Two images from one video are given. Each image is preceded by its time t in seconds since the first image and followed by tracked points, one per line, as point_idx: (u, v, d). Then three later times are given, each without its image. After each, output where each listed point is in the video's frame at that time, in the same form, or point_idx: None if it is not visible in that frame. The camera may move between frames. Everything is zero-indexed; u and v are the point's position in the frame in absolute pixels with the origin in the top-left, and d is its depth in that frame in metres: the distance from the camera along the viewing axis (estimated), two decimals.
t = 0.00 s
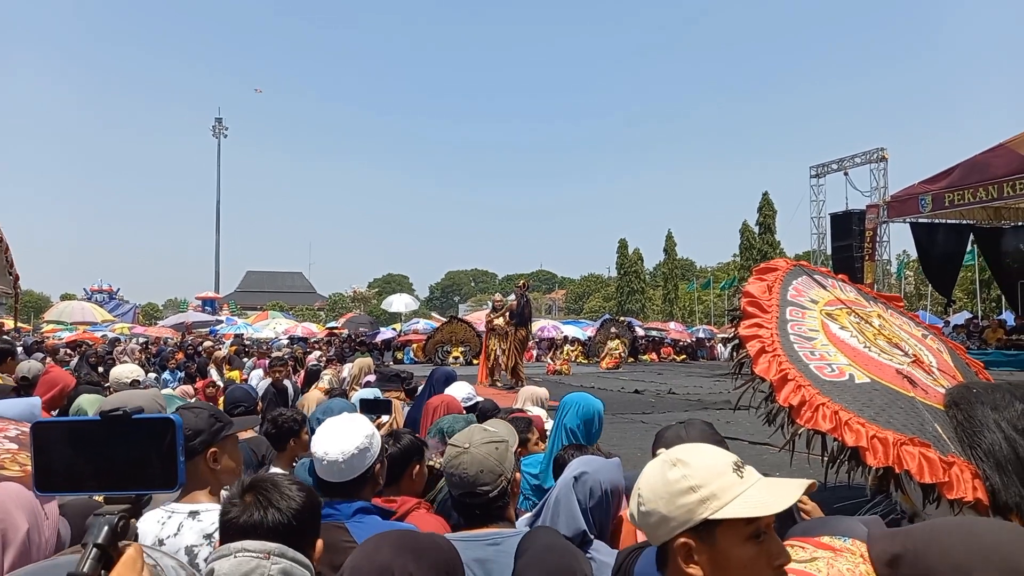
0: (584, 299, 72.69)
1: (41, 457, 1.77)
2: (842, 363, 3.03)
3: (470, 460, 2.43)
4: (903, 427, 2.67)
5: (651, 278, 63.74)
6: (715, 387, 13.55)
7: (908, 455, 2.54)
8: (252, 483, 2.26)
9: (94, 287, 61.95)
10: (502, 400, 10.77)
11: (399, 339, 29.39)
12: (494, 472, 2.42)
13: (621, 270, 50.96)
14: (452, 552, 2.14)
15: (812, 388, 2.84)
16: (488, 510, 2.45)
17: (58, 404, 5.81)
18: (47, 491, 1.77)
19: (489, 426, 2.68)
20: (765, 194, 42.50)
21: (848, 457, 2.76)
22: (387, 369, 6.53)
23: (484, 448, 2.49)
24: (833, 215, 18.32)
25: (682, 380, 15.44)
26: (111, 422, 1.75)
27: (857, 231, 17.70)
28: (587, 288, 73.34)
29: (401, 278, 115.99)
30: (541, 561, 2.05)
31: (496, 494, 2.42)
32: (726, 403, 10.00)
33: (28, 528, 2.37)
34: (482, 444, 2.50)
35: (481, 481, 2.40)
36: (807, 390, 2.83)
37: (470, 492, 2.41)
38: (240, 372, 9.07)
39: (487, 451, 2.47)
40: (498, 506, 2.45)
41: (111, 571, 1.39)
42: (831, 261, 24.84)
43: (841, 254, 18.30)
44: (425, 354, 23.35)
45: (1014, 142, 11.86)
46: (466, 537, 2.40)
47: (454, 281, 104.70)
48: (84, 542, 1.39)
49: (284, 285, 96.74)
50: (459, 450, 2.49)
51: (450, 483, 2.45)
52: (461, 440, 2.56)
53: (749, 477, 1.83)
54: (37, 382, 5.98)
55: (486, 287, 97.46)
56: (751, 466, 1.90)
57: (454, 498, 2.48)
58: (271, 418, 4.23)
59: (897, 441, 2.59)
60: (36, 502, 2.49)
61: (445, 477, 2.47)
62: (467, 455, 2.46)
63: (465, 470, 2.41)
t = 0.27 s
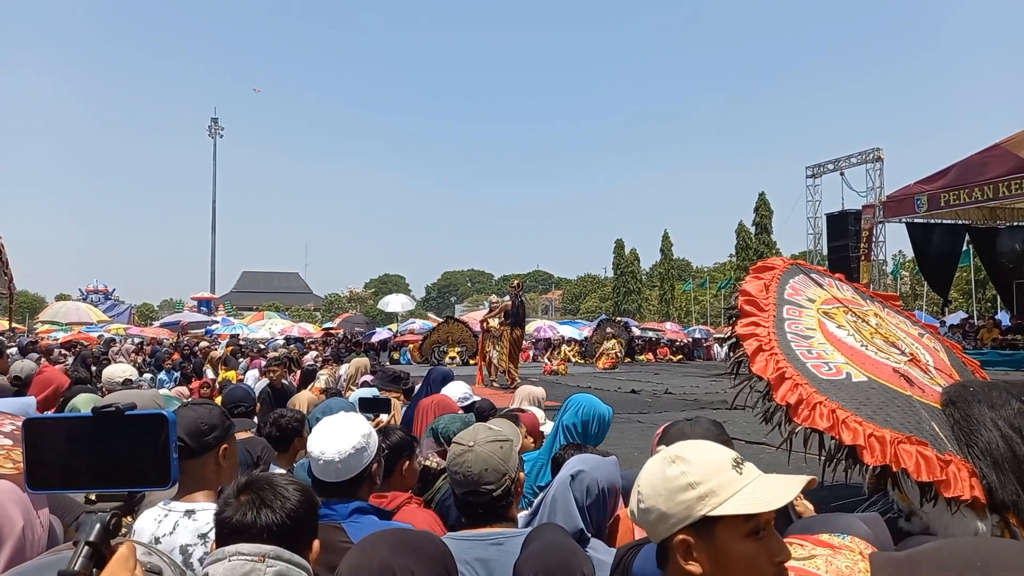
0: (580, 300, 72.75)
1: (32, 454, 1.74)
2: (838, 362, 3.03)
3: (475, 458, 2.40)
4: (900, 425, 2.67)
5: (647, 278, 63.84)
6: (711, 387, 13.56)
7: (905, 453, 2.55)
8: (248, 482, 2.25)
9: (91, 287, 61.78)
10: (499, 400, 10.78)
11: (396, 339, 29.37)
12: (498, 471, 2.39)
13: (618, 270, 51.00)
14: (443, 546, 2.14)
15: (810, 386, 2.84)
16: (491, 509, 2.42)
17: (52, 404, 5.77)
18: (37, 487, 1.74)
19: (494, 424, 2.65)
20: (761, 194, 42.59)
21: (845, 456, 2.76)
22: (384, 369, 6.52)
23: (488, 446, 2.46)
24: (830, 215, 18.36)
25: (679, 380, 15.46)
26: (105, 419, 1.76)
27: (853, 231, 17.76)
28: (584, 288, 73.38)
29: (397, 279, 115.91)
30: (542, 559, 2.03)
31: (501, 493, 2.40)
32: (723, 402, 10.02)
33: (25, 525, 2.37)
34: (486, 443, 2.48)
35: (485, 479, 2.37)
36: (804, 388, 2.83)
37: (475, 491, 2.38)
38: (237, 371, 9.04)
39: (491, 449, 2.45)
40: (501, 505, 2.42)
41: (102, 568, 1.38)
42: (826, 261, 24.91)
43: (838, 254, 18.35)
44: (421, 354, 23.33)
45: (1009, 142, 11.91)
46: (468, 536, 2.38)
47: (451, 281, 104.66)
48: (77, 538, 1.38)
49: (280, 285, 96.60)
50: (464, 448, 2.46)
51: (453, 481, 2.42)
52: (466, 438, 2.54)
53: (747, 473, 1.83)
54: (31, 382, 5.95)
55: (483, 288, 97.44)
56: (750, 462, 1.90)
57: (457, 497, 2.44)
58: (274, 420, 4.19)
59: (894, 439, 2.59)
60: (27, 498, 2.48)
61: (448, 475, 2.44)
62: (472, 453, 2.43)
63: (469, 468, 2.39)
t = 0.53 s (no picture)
0: (575, 299, 72.83)
1: (24, 451, 1.72)
2: (833, 361, 3.04)
3: (477, 456, 2.40)
4: (895, 424, 2.68)
5: (642, 278, 63.96)
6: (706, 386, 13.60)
7: (899, 451, 2.56)
8: (245, 479, 2.25)
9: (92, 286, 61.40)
10: (494, 398, 10.79)
11: (391, 338, 29.35)
12: (499, 470, 2.38)
13: (613, 270, 51.07)
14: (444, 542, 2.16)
15: (804, 385, 2.85)
16: (492, 509, 2.41)
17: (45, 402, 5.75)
18: (30, 485, 1.72)
19: (497, 423, 2.65)
20: (756, 194, 42.68)
21: (840, 454, 2.76)
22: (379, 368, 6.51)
23: (491, 445, 2.46)
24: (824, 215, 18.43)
25: (674, 379, 15.51)
26: (99, 416, 1.74)
27: (848, 231, 17.83)
28: (579, 288, 73.44)
29: (392, 277, 115.72)
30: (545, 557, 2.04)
31: (502, 492, 2.39)
32: (717, 401, 10.04)
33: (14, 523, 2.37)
34: (489, 441, 2.47)
35: (486, 478, 2.36)
36: (798, 387, 2.84)
37: (475, 489, 2.38)
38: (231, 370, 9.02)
39: (494, 448, 2.44)
40: (501, 505, 2.41)
41: (96, 566, 1.38)
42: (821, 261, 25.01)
43: (832, 253, 18.43)
44: (416, 353, 23.32)
45: (1002, 143, 11.98)
46: (467, 535, 2.37)
47: (446, 280, 104.55)
48: (70, 535, 1.37)
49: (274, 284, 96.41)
50: (466, 446, 2.46)
51: (453, 479, 2.42)
52: (468, 436, 2.53)
53: (735, 465, 1.83)
54: (23, 379, 5.92)
55: (478, 287, 97.41)
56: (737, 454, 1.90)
57: (457, 495, 2.44)
58: (274, 418, 4.18)
59: (888, 437, 2.60)
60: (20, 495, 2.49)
61: (450, 473, 2.44)
62: (474, 451, 2.43)
63: (471, 466, 2.38)
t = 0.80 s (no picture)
0: (572, 298, 72.85)
1: (27, 447, 1.72)
2: (832, 359, 3.05)
3: (485, 456, 2.39)
4: (892, 422, 2.69)
5: (640, 277, 63.99)
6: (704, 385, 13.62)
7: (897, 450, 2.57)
8: (247, 479, 2.25)
9: (89, 285, 61.29)
10: (492, 397, 10.80)
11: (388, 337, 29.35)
12: (506, 470, 2.38)
13: (610, 269, 51.10)
14: (452, 539, 2.16)
15: (803, 383, 2.86)
16: (497, 510, 2.41)
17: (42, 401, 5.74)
18: (31, 482, 1.72)
19: (505, 423, 2.65)
20: (754, 193, 42.75)
21: (838, 453, 2.77)
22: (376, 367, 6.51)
23: (499, 445, 2.46)
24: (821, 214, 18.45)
25: (671, 378, 15.55)
26: (102, 413, 1.72)
27: (845, 231, 17.86)
28: (576, 287, 73.45)
29: (389, 276, 115.62)
30: (550, 557, 2.03)
31: (508, 493, 2.39)
32: (715, 400, 10.06)
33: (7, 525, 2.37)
34: (496, 441, 2.47)
35: (493, 479, 2.36)
36: (796, 386, 2.84)
37: (481, 489, 2.37)
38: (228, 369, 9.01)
39: (501, 448, 2.44)
40: (506, 506, 2.41)
41: (97, 566, 1.37)
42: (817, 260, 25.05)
43: (829, 253, 18.46)
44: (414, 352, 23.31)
45: (999, 143, 12.01)
46: (470, 534, 2.37)
47: (443, 280, 104.50)
48: (71, 534, 1.37)
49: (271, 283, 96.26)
50: (474, 445, 2.46)
51: (459, 478, 2.42)
52: (476, 435, 2.53)
53: (729, 462, 1.84)
54: (21, 378, 5.92)
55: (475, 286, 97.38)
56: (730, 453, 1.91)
57: (462, 494, 2.44)
58: (279, 416, 4.16)
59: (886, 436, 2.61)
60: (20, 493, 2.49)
61: (457, 472, 2.43)
62: (482, 450, 2.43)
63: (477, 466, 2.38)
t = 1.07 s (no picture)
0: (569, 297, 72.85)
1: (28, 445, 1.72)
2: (829, 359, 3.05)
3: (489, 455, 2.39)
4: (889, 422, 2.70)
5: (637, 277, 64.02)
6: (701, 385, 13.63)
7: (894, 450, 2.58)
8: (242, 481, 2.25)
9: (85, 284, 61.15)
10: (489, 397, 10.80)
11: (386, 337, 29.33)
12: (510, 470, 2.38)
13: (607, 269, 51.11)
14: (458, 536, 2.16)
15: (801, 382, 2.86)
16: (500, 509, 2.40)
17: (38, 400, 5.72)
18: (32, 479, 1.72)
19: (508, 423, 2.64)
20: (751, 193, 42.83)
21: (835, 452, 2.78)
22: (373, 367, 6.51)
23: (503, 444, 2.46)
24: (818, 214, 18.49)
25: (668, 378, 15.57)
26: (104, 411, 1.72)
27: (842, 230, 17.89)
28: (574, 287, 73.49)
29: (387, 276, 115.50)
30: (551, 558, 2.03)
31: (511, 493, 2.39)
32: (712, 399, 10.07)
33: (8, 525, 2.35)
34: (500, 440, 2.47)
35: (497, 478, 2.36)
36: (794, 385, 2.85)
37: (485, 489, 2.37)
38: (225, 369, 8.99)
39: (505, 447, 2.44)
40: (508, 506, 2.40)
41: (98, 564, 1.36)
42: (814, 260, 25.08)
43: (826, 252, 18.49)
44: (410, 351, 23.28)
45: (996, 143, 12.05)
46: (471, 534, 2.36)
47: (440, 279, 104.44)
48: (72, 531, 1.36)
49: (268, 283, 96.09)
50: (478, 444, 2.45)
51: (463, 478, 2.41)
52: (480, 434, 2.53)
53: (728, 459, 1.84)
54: (17, 377, 5.89)
55: (472, 286, 97.30)
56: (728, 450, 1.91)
57: (465, 492, 2.43)
58: (280, 412, 4.16)
59: (883, 436, 2.63)
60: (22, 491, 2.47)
61: (459, 470, 2.43)
62: (486, 449, 2.42)
63: (481, 465, 2.38)
